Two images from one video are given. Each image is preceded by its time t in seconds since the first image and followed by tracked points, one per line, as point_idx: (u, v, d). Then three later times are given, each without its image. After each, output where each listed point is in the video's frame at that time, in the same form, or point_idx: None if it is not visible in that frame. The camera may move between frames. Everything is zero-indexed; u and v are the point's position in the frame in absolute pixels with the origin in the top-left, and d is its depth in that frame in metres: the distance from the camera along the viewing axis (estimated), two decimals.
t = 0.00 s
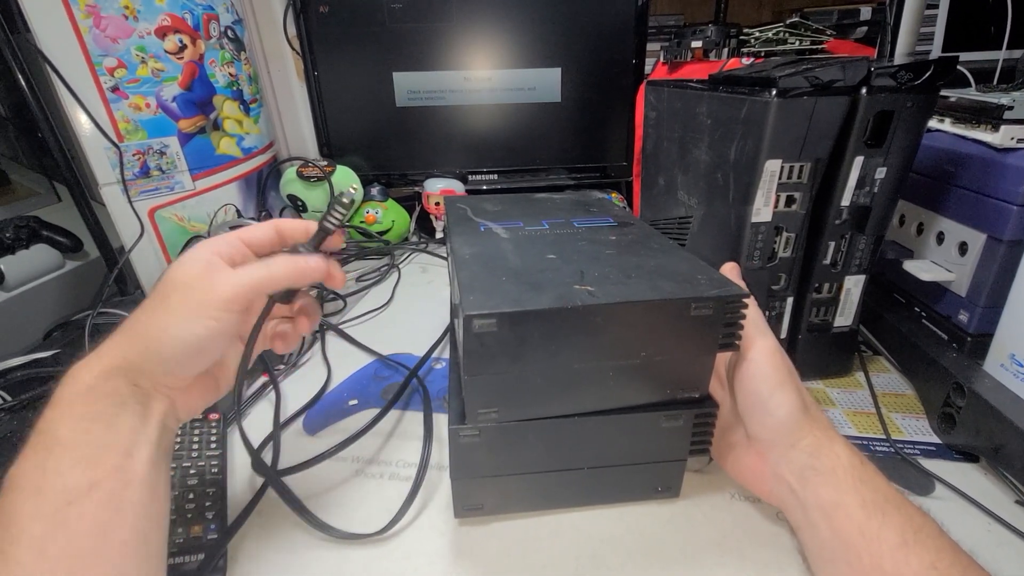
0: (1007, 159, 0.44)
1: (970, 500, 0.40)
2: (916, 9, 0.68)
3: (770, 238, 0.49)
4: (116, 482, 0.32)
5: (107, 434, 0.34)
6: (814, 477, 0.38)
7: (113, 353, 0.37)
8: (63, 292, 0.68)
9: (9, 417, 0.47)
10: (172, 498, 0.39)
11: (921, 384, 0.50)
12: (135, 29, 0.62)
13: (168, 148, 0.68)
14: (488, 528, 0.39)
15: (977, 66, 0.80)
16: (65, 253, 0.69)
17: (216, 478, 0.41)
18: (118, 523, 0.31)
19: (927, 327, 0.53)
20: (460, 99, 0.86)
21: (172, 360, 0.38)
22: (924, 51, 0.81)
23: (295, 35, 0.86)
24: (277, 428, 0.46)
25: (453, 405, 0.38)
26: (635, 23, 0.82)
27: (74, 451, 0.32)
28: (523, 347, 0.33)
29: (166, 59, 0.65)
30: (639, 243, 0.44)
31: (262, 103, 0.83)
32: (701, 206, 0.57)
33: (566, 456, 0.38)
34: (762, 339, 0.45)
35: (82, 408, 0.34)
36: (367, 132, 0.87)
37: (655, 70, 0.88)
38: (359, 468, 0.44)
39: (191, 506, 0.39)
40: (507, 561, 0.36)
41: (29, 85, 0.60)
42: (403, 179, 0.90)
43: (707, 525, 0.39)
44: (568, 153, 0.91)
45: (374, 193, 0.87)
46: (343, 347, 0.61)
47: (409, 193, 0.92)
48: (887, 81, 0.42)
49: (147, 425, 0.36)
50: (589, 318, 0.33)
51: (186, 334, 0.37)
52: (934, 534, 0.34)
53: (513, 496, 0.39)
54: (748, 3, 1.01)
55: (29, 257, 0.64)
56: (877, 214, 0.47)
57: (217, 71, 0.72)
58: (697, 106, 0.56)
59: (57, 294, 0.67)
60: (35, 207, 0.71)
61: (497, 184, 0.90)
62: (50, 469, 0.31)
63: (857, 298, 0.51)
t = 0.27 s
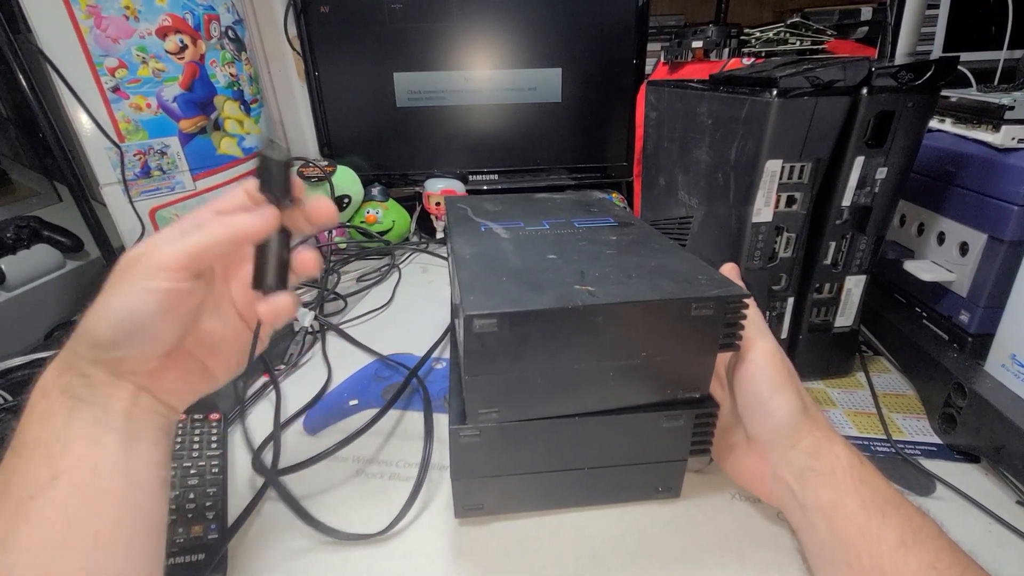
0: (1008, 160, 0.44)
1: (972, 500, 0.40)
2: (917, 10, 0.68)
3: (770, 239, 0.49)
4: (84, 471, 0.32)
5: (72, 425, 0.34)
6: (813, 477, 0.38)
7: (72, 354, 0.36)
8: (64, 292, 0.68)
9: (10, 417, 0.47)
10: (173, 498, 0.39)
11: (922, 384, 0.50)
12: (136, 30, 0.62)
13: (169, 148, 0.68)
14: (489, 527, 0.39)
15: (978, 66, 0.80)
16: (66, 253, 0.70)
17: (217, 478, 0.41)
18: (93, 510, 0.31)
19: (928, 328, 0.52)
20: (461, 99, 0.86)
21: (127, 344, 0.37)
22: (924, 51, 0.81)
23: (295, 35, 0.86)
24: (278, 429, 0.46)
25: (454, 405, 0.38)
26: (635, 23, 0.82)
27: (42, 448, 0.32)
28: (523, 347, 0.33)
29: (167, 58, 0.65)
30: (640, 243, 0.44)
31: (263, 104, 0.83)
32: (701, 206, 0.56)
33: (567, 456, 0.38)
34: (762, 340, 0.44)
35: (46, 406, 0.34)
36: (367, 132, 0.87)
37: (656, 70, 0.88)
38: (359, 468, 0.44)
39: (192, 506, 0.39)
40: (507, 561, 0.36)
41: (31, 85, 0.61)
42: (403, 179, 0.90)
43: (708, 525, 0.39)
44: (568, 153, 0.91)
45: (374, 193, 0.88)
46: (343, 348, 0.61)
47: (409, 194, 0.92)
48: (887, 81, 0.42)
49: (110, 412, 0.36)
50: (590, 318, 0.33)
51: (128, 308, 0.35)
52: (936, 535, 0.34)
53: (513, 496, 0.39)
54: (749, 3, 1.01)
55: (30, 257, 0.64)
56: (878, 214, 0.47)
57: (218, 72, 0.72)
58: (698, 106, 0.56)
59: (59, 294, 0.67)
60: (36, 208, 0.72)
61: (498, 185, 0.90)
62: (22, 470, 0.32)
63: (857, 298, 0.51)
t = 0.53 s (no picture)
0: (1010, 160, 0.44)
1: (973, 501, 0.40)
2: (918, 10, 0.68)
3: (771, 238, 0.49)
4: (92, 456, 0.33)
5: (74, 416, 0.33)
6: (813, 477, 0.39)
7: (51, 336, 0.36)
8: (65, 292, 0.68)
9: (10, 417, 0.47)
10: (174, 498, 0.39)
11: (923, 384, 0.50)
12: (137, 30, 0.62)
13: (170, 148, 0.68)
14: (489, 527, 0.39)
15: (979, 66, 0.80)
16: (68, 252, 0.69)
17: (217, 478, 0.41)
18: (101, 501, 0.31)
19: (929, 328, 0.52)
20: (461, 99, 0.86)
21: (96, 310, 0.37)
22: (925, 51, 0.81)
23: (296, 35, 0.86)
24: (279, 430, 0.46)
25: (455, 405, 0.38)
26: (636, 23, 0.82)
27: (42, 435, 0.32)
28: (524, 347, 0.33)
29: (168, 58, 0.66)
30: (641, 243, 0.44)
31: (263, 104, 0.83)
32: (702, 207, 0.56)
33: (567, 457, 0.38)
34: (762, 339, 0.45)
35: (38, 395, 0.33)
36: (368, 132, 0.87)
37: (657, 70, 0.88)
38: (360, 468, 0.44)
39: (193, 506, 0.38)
40: (506, 561, 0.36)
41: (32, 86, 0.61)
42: (404, 179, 0.90)
43: (709, 525, 0.39)
44: (569, 153, 0.91)
45: (375, 193, 0.88)
46: (344, 347, 0.61)
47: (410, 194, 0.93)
48: (888, 81, 0.42)
49: (102, 401, 0.35)
50: (590, 318, 0.33)
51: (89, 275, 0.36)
52: (937, 535, 0.34)
53: (514, 496, 0.39)
54: (749, 3, 1.01)
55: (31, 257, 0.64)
56: (879, 214, 0.47)
57: (219, 72, 0.72)
58: (698, 106, 0.56)
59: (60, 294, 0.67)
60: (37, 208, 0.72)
61: (498, 185, 0.90)
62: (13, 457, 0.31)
63: (858, 298, 0.51)
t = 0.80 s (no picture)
0: (1009, 161, 0.44)
1: (972, 502, 0.40)
2: (918, 10, 0.67)
3: (771, 239, 0.49)
4: (184, 489, 0.29)
5: (183, 442, 0.30)
6: (809, 477, 0.39)
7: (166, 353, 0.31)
8: (66, 292, 0.68)
9: (11, 417, 0.47)
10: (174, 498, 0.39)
11: (923, 385, 0.50)
12: (137, 30, 0.62)
13: (170, 148, 0.68)
14: (489, 528, 0.39)
15: (980, 66, 0.80)
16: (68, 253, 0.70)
17: (217, 478, 0.41)
18: (179, 540, 0.28)
19: (929, 329, 0.52)
20: (462, 100, 0.86)
21: (236, 365, 0.32)
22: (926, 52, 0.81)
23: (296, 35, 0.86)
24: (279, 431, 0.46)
25: (454, 406, 0.38)
26: (636, 23, 0.82)
27: (143, 459, 0.28)
28: (523, 348, 0.33)
29: (168, 59, 0.66)
30: (640, 244, 0.44)
31: (264, 104, 0.83)
32: (702, 207, 0.56)
33: (567, 458, 0.38)
34: (761, 337, 0.44)
35: (144, 405, 0.29)
36: (368, 133, 0.87)
37: (657, 70, 0.87)
38: (360, 469, 0.44)
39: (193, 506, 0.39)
40: (506, 562, 0.36)
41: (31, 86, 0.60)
42: (404, 180, 0.90)
43: (708, 526, 0.39)
44: (569, 154, 0.91)
45: (375, 194, 0.88)
46: (344, 348, 0.61)
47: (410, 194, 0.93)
48: (888, 82, 0.42)
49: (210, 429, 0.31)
50: (589, 319, 0.33)
51: (251, 341, 0.32)
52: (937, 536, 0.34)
53: (513, 497, 0.39)
54: (750, 4, 1.01)
55: (32, 258, 0.64)
56: (879, 215, 0.47)
57: (219, 72, 0.73)
58: (698, 106, 0.56)
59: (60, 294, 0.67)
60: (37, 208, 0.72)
61: (498, 185, 0.90)
62: (111, 473, 0.27)
63: (858, 299, 0.51)
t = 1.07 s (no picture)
0: (1009, 161, 0.44)
1: (973, 502, 0.40)
2: (918, 10, 0.68)
3: (771, 239, 0.49)
4: None
5: (175, 542, 0.29)
6: (846, 493, 0.35)
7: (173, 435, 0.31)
8: (66, 292, 0.68)
9: (11, 417, 0.47)
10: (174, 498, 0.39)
11: (923, 385, 0.50)
12: (137, 30, 0.62)
13: (170, 148, 0.68)
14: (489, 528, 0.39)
15: (980, 65, 0.80)
16: (69, 253, 0.70)
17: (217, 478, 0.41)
18: None
19: (928, 329, 0.52)
20: (462, 100, 0.86)
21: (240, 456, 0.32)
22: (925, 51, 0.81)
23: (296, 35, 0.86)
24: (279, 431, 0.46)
25: (454, 405, 0.38)
26: (636, 23, 0.82)
27: (134, 565, 0.28)
28: (523, 348, 0.33)
29: (168, 59, 0.66)
30: (640, 244, 0.44)
31: (264, 104, 0.83)
32: (702, 208, 0.56)
33: (567, 458, 0.38)
34: (812, 357, 0.35)
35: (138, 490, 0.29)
36: (368, 133, 0.87)
37: (657, 70, 0.87)
38: (360, 469, 0.44)
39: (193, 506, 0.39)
40: (506, 562, 0.36)
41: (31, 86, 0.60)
42: (404, 180, 0.90)
43: (708, 527, 0.39)
44: (570, 154, 0.91)
45: (375, 194, 0.88)
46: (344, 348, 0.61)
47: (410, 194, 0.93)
48: (888, 82, 0.42)
49: (206, 526, 0.31)
50: (589, 319, 0.33)
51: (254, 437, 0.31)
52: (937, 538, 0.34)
53: (514, 497, 0.39)
54: (750, 4, 1.01)
55: (32, 258, 0.64)
56: (879, 215, 0.47)
57: (219, 73, 0.73)
58: (698, 107, 0.56)
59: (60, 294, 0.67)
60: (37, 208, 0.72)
61: (499, 185, 0.90)
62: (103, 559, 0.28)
63: (858, 300, 0.51)
